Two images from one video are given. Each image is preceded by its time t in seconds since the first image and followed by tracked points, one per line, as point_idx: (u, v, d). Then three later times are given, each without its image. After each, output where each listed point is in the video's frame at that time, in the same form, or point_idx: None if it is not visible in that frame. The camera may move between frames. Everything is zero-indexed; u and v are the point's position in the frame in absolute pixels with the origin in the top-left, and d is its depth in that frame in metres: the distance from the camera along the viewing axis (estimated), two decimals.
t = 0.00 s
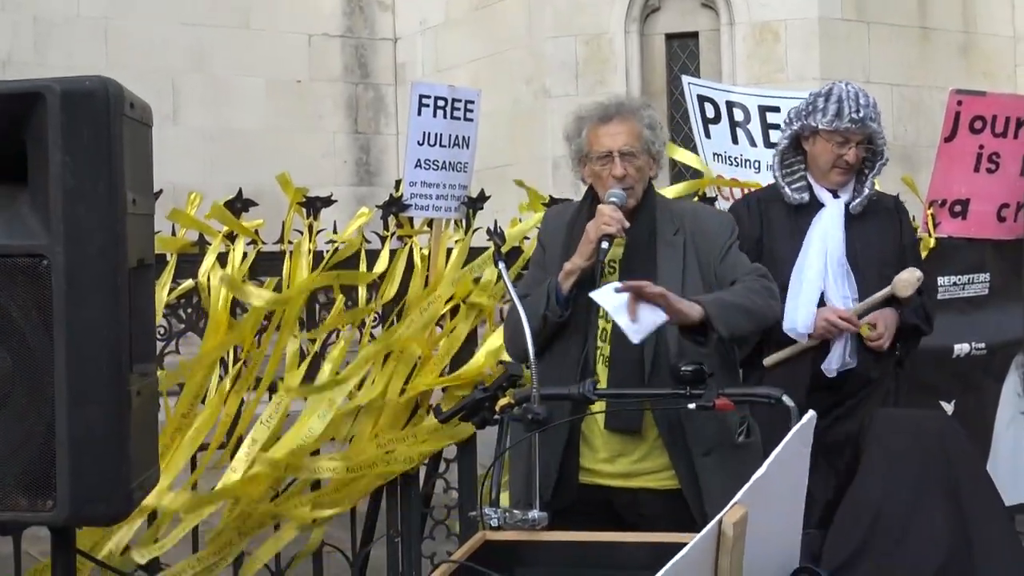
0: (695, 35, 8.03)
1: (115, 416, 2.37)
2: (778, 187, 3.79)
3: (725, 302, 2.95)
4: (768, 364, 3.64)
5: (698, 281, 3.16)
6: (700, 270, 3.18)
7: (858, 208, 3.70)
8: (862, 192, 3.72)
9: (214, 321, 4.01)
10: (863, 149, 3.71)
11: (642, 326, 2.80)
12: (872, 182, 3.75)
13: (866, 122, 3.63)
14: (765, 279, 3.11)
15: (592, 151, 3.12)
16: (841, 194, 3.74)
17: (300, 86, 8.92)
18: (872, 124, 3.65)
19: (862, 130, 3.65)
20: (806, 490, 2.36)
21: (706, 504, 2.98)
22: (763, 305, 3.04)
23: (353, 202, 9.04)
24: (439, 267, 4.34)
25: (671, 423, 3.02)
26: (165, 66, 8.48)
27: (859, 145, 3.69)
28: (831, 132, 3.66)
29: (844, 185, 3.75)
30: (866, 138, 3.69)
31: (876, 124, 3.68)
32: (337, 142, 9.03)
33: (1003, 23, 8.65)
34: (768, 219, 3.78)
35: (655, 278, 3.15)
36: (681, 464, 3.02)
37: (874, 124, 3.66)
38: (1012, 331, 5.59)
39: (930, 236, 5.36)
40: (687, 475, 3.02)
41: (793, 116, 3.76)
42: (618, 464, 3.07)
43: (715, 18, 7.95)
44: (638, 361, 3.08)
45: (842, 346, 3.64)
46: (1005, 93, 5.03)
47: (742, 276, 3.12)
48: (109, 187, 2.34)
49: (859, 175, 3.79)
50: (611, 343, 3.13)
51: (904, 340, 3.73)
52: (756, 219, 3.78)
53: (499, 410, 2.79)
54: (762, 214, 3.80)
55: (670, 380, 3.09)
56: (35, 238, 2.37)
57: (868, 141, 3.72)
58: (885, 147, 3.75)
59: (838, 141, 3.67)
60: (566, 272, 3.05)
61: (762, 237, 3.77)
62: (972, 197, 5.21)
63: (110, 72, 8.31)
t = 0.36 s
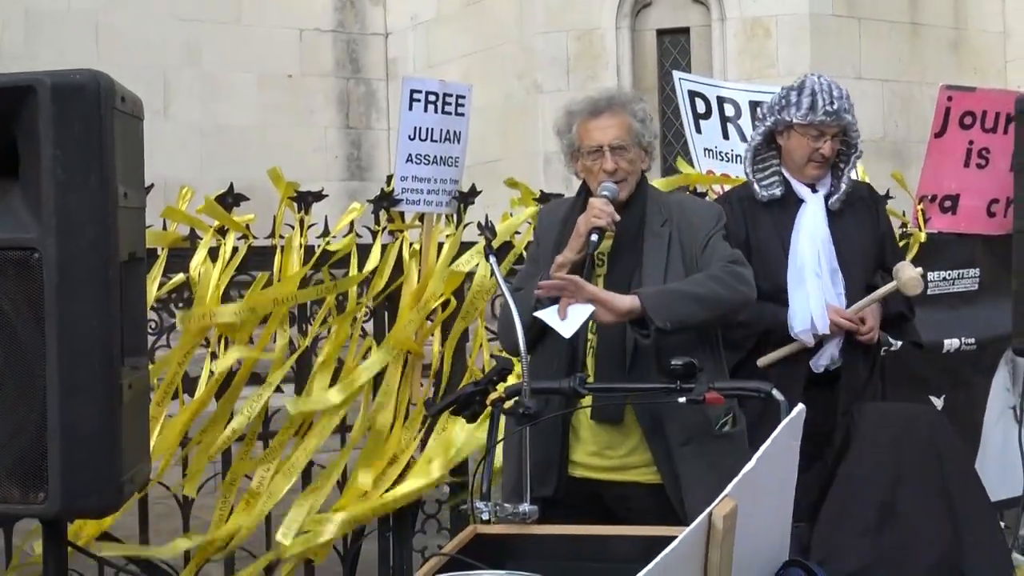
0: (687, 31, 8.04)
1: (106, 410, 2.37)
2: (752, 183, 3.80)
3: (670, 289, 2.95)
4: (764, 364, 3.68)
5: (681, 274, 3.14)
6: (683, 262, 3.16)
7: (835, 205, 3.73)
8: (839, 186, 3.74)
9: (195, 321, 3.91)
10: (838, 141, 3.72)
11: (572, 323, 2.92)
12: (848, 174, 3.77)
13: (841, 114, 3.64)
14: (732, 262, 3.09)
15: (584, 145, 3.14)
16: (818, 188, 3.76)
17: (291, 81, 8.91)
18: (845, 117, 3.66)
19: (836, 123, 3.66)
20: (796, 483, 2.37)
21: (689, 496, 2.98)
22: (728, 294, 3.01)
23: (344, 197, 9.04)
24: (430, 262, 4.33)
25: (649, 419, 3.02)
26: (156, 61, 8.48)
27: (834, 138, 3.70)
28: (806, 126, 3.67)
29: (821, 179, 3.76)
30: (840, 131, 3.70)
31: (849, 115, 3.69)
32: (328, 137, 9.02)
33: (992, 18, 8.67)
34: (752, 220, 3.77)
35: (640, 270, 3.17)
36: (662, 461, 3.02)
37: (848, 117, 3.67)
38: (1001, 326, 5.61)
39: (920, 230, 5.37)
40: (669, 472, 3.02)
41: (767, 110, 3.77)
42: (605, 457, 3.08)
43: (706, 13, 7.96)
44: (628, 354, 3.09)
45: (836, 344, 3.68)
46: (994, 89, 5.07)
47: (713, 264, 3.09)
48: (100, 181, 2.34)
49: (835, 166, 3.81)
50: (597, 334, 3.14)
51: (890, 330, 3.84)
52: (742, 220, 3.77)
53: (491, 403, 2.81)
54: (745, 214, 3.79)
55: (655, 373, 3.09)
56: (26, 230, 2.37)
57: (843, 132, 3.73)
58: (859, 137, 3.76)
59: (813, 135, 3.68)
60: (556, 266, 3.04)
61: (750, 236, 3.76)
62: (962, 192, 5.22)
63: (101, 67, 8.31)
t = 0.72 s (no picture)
0: (690, 34, 8.04)
1: (105, 404, 2.38)
2: (752, 188, 3.80)
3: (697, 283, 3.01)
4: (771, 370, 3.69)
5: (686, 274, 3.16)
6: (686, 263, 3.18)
7: (835, 209, 3.76)
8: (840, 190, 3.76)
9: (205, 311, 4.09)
10: (841, 145, 3.74)
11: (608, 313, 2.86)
12: (848, 177, 3.80)
13: (844, 118, 3.66)
14: (741, 259, 3.15)
15: (590, 147, 3.15)
16: (822, 193, 3.78)
17: (293, 76, 8.92)
18: (848, 121, 3.68)
19: (839, 127, 3.67)
20: (788, 487, 2.38)
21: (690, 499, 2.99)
22: (742, 289, 3.07)
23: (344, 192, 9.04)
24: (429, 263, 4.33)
25: (656, 419, 3.04)
26: (159, 53, 8.48)
27: (837, 142, 3.72)
28: (808, 130, 3.69)
29: (823, 183, 3.78)
30: (843, 135, 3.71)
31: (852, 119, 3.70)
32: (329, 133, 9.02)
33: (996, 27, 8.69)
34: (757, 226, 3.77)
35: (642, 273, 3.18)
36: (668, 460, 3.03)
37: (851, 121, 3.69)
38: (997, 336, 5.62)
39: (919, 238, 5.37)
40: (671, 473, 3.03)
41: (770, 116, 3.79)
42: (608, 458, 3.09)
43: (710, 16, 7.97)
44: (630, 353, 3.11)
45: (845, 349, 3.67)
46: (996, 99, 5.10)
47: (719, 261, 3.12)
48: (103, 172, 2.34)
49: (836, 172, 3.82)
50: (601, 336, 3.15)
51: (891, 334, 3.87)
52: (748, 227, 3.76)
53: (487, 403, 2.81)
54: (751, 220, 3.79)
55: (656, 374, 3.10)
56: (27, 221, 2.37)
57: (846, 137, 3.75)
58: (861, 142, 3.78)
59: (816, 139, 3.70)
60: (563, 266, 3.03)
61: (755, 242, 3.76)
62: (961, 201, 5.25)
63: (103, 58, 8.31)
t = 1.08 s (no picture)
0: (687, 36, 8.05)
1: (95, 401, 2.38)
2: (787, 191, 3.83)
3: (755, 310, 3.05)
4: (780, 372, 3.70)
5: (710, 283, 3.17)
6: (693, 263, 3.18)
7: (869, 216, 3.75)
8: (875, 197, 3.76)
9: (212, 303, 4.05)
10: (875, 149, 3.74)
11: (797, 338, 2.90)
12: (885, 184, 3.79)
13: (875, 122, 3.66)
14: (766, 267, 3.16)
15: (582, 144, 3.14)
16: (858, 199, 3.78)
17: (291, 76, 8.92)
18: (880, 125, 3.68)
19: (871, 130, 3.68)
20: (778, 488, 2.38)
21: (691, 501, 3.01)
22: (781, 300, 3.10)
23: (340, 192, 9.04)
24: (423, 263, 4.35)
25: (664, 419, 3.03)
26: (156, 53, 8.48)
27: (870, 146, 3.72)
28: (839, 133, 3.70)
29: (858, 188, 3.78)
30: (876, 139, 3.72)
31: (886, 124, 3.70)
32: (326, 133, 9.02)
33: (995, 31, 8.70)
34: (788, 224, 3.80)
35: (648, 266, 3.17)
36: (673, 460, 3.03)
37: (883, 125, 3.69)
38: (991, 340, 5.63)
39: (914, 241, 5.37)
40: (676, 475, 3.04)
41: (805, 121, 3.82)
42: (609, 459, 3.10)
43: (707, 19, 7.98)
44: (632, 352, 3.11)
45: (862, 351, 3.65)
46: (990, 102, 5.15)
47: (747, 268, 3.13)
48: (95, 170, 2.34)
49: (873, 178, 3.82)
50: (604, 337, 3.14)
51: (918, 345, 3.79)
52: (778, 223, 3.79)
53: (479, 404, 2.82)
54: (784, 219, 3.81)
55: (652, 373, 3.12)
56: (19, 219, 2.37)
57: (881, 141, 3.75)
58: (898, 148, 3.77)
59: (847, 142, 3.71)
60: (558, 263, 3.09)
61: (784, 241, 3.79)
62: (956, 205, 5.20)
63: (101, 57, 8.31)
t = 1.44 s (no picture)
0: (671, 33, 8.06)
1: (76, 400, 2.37)
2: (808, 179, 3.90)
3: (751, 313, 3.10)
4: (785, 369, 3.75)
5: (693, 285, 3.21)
6: (673, 262, 3.22)
7: (892, 210, 3.77)
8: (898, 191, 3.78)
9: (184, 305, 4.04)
10: (894, 135, 3.78)
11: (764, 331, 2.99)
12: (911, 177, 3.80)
13: (889, 105, 3.72)
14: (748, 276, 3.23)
15: (560, 137, 3.15)
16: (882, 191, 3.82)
17: (275, 76, 8.91)
18: (896, 109, 3.73)
19: (885, 113, 3.73)
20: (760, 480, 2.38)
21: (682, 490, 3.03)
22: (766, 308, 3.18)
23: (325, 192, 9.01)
24: (409, 262, 4.34)
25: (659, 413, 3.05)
26: (140, 54, 8.46)
27: (889, 131, 3.77)
28: (856, 118, 3.78)
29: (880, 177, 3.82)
30: (894, 124, 3.76)
31: (904, 109, 3.75)
32: (311, 133, 9.00)
33: (978, 27, 8.75)
34: (809, 212, 3.86)
35: (633, 264, 3.18)
36: (664, 451, 3.05)
37: (899, 109, 3.74)
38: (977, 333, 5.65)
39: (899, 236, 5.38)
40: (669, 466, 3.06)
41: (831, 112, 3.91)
42: (597, 453, 3.11)
43: (691, 16, 7.99)
44: (620, 344, 3.11)
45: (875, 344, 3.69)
46: (972, 96, 5.18)
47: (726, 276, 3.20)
48: (73, 169, 2.34)
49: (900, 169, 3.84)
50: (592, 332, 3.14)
51: (942, 342, 3.77)
52: (799, 212, 3.86)
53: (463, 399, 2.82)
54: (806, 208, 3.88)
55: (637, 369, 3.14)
56: None
57: (902, 129, 3.78)
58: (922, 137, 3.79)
59: (864, 127, 3.78)
60: (541, 254, 3.04)
61: (804, 229, 3.86)
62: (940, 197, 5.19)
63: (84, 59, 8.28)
